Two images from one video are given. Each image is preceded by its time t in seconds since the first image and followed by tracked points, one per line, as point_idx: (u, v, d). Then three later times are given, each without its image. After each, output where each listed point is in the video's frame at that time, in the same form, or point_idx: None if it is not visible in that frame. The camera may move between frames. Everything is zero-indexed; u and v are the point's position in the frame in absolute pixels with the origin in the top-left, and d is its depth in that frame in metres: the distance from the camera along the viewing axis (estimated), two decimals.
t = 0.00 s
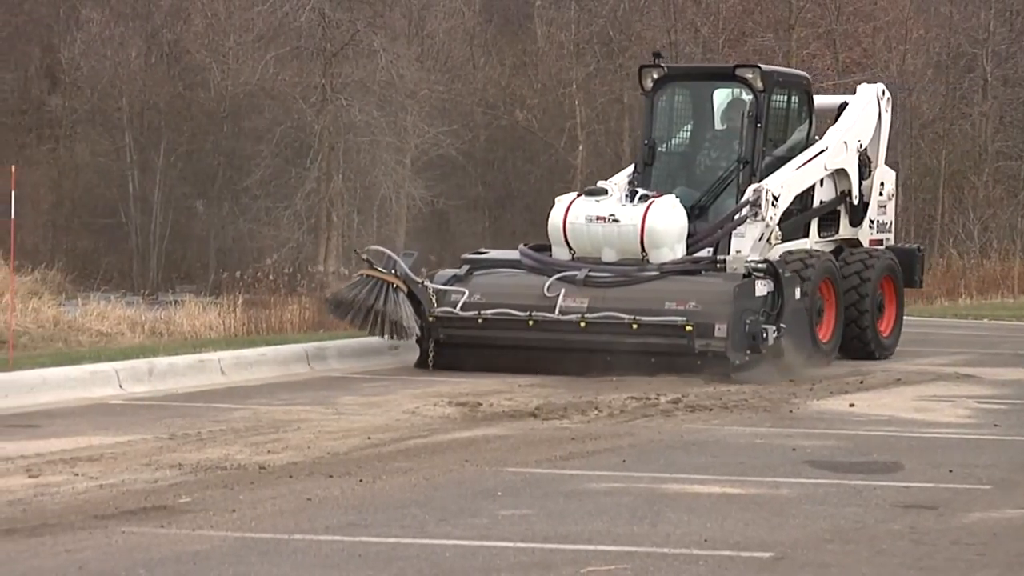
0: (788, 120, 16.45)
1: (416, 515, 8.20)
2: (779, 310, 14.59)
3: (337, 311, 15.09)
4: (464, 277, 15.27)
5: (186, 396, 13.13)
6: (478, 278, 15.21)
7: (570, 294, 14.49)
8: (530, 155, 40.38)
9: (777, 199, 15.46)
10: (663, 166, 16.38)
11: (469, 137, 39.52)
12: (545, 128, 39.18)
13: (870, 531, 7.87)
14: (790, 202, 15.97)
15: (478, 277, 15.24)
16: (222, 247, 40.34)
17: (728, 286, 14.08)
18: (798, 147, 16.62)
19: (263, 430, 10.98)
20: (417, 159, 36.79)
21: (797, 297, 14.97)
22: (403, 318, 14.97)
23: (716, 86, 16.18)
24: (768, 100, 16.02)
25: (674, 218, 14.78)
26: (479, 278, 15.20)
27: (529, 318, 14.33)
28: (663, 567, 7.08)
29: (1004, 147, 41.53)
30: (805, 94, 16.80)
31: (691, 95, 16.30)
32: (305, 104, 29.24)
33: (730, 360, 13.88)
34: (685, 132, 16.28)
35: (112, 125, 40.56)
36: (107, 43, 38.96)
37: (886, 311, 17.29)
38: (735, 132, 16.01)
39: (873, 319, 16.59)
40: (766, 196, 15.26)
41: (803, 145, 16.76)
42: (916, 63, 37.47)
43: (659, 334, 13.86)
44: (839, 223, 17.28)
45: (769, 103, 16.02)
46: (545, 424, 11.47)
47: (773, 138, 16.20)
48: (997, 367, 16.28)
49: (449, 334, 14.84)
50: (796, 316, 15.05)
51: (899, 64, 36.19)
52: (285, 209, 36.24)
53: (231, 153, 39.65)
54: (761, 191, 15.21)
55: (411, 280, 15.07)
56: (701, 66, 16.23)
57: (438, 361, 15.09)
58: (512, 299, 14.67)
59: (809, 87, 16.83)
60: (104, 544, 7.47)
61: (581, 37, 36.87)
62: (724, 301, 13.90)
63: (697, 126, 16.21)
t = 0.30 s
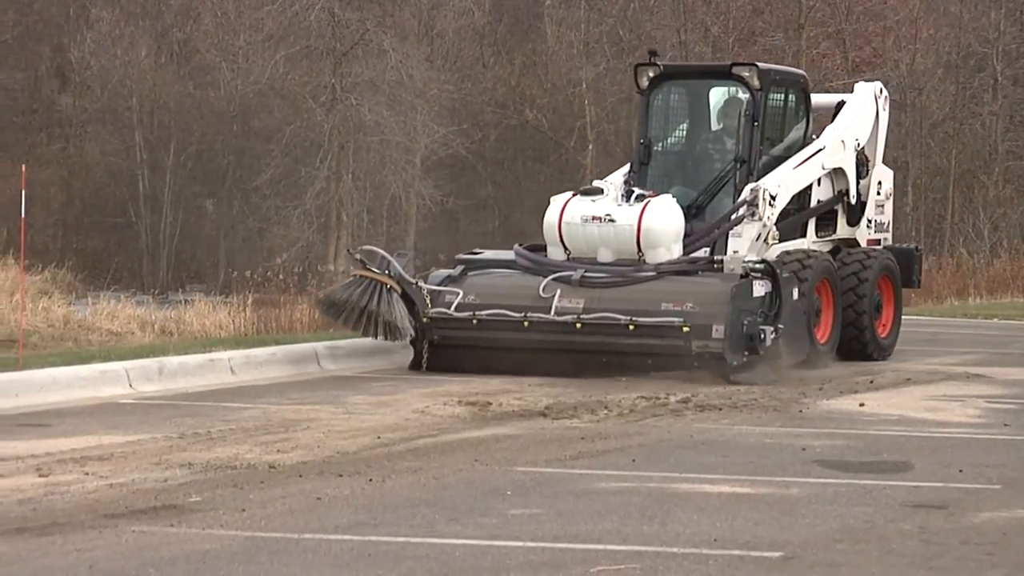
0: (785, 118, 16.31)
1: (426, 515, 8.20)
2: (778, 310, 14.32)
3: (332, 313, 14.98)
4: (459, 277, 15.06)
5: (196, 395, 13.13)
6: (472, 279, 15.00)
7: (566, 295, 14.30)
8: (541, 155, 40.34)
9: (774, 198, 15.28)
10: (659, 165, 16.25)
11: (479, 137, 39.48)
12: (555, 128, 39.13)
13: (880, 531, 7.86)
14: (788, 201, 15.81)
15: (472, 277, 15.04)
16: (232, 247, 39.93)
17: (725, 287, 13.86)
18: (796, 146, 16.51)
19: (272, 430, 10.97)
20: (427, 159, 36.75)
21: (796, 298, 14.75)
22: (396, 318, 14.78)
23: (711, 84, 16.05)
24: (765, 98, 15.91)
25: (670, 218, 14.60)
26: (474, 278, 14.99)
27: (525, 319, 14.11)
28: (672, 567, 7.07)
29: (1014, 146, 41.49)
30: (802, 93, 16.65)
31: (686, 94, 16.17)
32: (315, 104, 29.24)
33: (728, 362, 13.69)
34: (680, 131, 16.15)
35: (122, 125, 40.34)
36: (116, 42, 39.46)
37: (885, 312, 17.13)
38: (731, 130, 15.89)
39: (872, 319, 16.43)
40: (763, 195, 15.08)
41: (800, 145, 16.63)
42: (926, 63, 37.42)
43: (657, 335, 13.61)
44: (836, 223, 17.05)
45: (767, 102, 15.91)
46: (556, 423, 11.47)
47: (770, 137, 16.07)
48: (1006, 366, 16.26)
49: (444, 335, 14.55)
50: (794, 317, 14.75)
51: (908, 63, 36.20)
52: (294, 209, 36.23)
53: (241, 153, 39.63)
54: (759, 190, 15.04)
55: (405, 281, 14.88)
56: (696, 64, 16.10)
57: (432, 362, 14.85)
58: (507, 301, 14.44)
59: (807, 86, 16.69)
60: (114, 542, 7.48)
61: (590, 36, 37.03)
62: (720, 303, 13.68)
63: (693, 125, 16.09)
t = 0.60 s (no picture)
0: (784, 117, 15.96)
1: (438, 514, 8.20)
2: (778, 312, 14.08)
3: (326, 315, 14.77)
4: (456, 279, 14.86)
5: (210, 396, 13.15)
6: (469, 279, 14.81)
7: (564, 296, 14.15)
8: (553, 155, 40.31)
9: (773, 199, 14.92)
10: (656, 166, 15.90)
11: (491, 137, 39.45)
12: (567, 128, 39.10)
13: (893, 531, 7.86)
14: (788, 201, 15.45)
15: (469, 279, 14.85)
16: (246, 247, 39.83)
17: (725, 288, 13.66)
18: (794, 146, 16.14)
19: (285, 430, 10.98)
20: (439, 159, 36.73)
21: (796, 299, 14.46)
22: (392, 321, 14.65)
23: (710, 83, 15.71)
24: (764, 97, 15.59)
25: (670, 218, 14.32)
26: (471, 280, 14.79)
27: (522, 321, 13.94)
28: (684, 567, 7.07)
29: None
30: (801, 91, 16.29)
31: (685, 93, 15.83)
32: (328, 105, 29.31)
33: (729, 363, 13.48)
34: (678, 130, 15.80)
35: (135, 125, 40.25)
36: (130, 43, 39.10)
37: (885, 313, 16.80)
38: (731, 130, 15.54)
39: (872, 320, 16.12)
40: (763, 195, 14.74)
41: (799, 144, 16.26)
42: (938, 63, 37.39)
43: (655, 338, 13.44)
44: (835, 223, 16.64)
45: (765, 101, 15.58)
46: (568, 423, 11.49)
47: (769, 137, 15.73)
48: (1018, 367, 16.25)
49: (440, 337, 14.37)
50: (795, 319, 14.43)
51: (921, 62, 36.26)
52: (307, 208, 36.14)
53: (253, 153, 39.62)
54: (758, 190, 14.70)
55: (401, 283, 14.75)
56: (695, 63, 15.76)
57: (430, 364, 14.64)
58: (505, 303, 14.28)
59: (806, 84, 16.32)
60: (126, 542, 7.49)
61: (602, 36, 37.51)
62: (721, 304, 13.50)
63: (691, 125, 15.74)
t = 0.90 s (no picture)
0: (786, 117, 15.89)
1: (452, 514, 8.21)
2: (779, 314, 13.99)
3: (324, 317, 14.48)
4: (454, 280, 14.84)
5: (224, 395, 13.17)
6: (469, 280, 14.79)
7: (563, 297, 14.10)
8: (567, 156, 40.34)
9: (775, 199, 14.87)
10: (657, 165, 15.84)
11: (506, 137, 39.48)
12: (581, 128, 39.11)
13: (907, 532, 7.86)
14: (789, 202, 15.38)
15: (468, 279, 14.83)
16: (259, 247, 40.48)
17: (726, 289, 13.61)
18: (797, 146, 16.07)
19: (298, 430, 10.98)
20: (453, 159, 36.73)
21: (798, 300, 14.35)
22: (391, 322, 14.32)
23: (711, 83, 15.63)
24: (766, 97, 15.50)
25: (671, 218, 14.31)
26: (470, 280, 14.78)
27: (522, 322, 13.88)
28: (698, 568, 7.07)
29: None
30: (803, 91, 16.22)
31: (686, 93, 15.76)
32: (342, 106, 29.36)
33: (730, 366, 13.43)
34: (679, 130, 15.73)
35: (150, 128, 39.32)
36: (145, 43, 39.07)
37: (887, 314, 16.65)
38: (732, 130, 15.47)
39: (874, 323, 15.98)
40: (765, 196, 14.71)
41: (801, 144, 16.19)
42: (952, 64, 37.37)
43: (656, 339, 13.35)
44: (838, 223, 16.58)
45: (767, 101, 15.50)
46: (583, 423, 11.51)
47: (771, 137, 15.66)
48: None
49: (438, 339, 14.30)
50: (795, 320, 14.33)
51: (935, 63, 36.25)
52: (321, 209, 36.05)
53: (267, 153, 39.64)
54: (760, 190, 14.66)
55: (399, 285, 14.47)
56: (696, 63, 15.68)
57: (428, 366, 14.55)
58: (504, 305, 14.22)
59: (808, 84, 16.25)
60: (140, 542, 7.50)
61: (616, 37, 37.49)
62: (722, 305, 13.43)
63: (692, 125, 15.68)
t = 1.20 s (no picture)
0: (786, 115, 15.76)
1: (463, 514, 8.20)
2: (779, 314, 13.81)
3: (318, 317, 14.42)
4: (451, 280, 14.69)
5: (235, 395, 13.18)
6: (465, 280, 14.64)
7: (561, 297, 13.94)
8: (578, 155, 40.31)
9: (775, 199, 14.70)
10: (655, 164, 15.72)
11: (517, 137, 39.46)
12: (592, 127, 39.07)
13: (919, 531, 7.85)
14: (789, 201, 15.20)
15: (465, 279, 14.68)
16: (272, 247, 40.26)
17: (726, 289, 13.43)
18: (795, 145, 15.93)
19: (309, 429, 10.98)
20: (465, 158, 36.68)
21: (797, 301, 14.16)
22: (386, 322, 14.30)
23: (710, 82, 15.51)
24: (766, 96, 15.39)
25: (669, 217, 14.12)
26: (467, 280, 14.62)
27: (518, 322, 13.78)
28: (709, 567, 7.06)
29: None
30: (803, 90, 16.11)
31: (685, 92, 15.64)
32: (353, 105, 29.36)
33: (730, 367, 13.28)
34: (678, 129, 15.62)
35: (162, 126, 38.69)
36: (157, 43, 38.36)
37: (886, 315, 16.49)
38: (731, 129, 15.36)
39: (875, 323, 15.83)
40: (764, 195, 14.55)
41: (801, 143, 16.09)
42: (964, 63, 37.32)
43: (655, 339, 13.25)
44: (839, 223, 16.44)
45: (767, 99, 15.39)
46: (594, 422, 11.52)
47: (771, 135, 15.53)
48: None
49: (433, 339, 14.20)
50: (796, 320, 14.14)
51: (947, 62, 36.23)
52: (332, 209, 36.02)
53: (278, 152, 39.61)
54: (759, 189, 14.51)
55: (394, 284, 14.46)
56: (695, 61, 15.56)
57: (424, 367, 14.46)
58: (500, 305, 14.10)
59: (808, 83, 16.15)
60: (151, 541, 7.49)
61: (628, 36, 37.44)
62: (721, 305, 13.28)
63: (691, 124, 15.56)
